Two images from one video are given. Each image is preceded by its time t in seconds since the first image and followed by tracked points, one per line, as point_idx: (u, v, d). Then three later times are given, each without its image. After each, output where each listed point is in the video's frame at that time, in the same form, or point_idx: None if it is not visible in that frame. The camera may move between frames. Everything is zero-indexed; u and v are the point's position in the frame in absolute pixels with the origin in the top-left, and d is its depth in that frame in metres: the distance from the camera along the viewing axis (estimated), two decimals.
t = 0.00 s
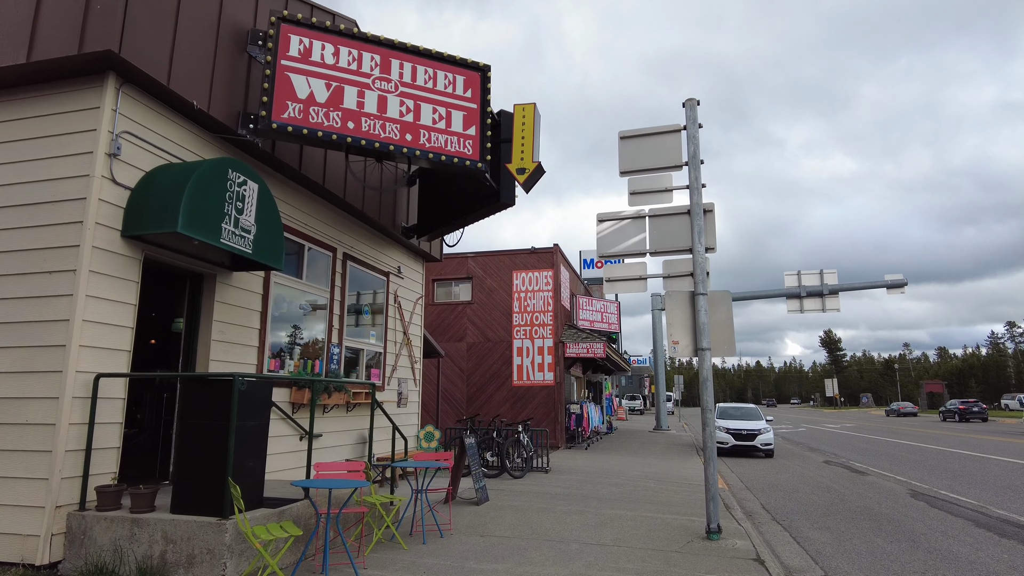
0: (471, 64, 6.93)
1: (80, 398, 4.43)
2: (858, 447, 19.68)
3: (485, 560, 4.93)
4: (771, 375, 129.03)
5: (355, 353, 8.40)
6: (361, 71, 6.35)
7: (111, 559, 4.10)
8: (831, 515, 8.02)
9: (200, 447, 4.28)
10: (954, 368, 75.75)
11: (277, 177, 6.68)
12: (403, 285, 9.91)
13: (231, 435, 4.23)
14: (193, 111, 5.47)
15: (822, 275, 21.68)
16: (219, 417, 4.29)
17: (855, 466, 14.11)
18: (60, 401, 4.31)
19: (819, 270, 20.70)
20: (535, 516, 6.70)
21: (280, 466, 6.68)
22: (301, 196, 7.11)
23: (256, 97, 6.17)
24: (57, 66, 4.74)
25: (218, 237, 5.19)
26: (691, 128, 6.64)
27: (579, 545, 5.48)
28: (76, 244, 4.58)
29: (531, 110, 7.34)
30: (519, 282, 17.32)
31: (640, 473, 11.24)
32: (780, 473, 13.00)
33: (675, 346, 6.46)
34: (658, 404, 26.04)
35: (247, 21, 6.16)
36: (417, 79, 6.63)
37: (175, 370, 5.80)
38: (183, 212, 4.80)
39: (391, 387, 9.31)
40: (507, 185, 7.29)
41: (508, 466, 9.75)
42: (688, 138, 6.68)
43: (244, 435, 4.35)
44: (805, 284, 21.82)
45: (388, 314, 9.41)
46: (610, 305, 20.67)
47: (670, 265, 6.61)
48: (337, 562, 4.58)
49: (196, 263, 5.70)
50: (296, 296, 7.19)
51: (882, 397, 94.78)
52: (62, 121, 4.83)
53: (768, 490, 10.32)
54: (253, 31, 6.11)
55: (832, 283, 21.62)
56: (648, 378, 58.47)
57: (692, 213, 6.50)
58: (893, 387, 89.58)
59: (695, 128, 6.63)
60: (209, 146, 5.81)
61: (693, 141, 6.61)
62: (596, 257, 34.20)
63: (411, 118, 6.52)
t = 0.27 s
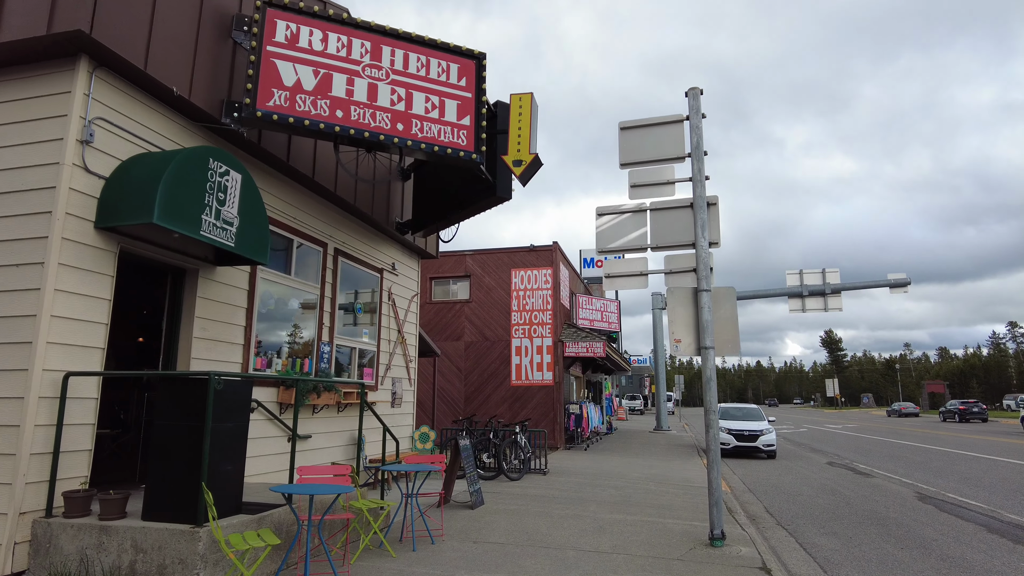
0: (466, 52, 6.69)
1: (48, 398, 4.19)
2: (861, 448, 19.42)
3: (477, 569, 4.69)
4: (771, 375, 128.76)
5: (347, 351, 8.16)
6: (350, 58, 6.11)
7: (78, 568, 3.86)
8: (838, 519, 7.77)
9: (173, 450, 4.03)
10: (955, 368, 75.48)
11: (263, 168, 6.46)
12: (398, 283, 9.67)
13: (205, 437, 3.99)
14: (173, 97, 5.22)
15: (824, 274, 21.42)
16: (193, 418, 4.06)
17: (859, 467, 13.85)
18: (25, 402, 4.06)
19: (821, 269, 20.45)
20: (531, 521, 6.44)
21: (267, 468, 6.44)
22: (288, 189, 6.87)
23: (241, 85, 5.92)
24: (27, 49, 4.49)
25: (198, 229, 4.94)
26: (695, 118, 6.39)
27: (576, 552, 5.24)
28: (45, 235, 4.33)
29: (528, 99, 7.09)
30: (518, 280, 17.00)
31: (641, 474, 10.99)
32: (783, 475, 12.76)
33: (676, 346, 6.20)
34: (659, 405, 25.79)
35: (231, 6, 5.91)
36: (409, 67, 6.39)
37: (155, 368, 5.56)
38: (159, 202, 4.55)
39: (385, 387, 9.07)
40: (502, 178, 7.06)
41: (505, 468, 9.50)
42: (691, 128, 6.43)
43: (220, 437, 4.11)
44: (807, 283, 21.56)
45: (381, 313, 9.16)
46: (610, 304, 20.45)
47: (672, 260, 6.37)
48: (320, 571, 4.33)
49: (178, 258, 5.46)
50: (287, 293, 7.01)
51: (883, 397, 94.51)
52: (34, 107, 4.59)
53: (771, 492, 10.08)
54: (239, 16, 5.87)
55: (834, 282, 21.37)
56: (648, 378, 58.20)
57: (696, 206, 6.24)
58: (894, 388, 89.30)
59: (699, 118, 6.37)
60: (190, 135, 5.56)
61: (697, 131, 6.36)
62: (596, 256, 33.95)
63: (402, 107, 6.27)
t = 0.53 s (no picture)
0: (456, 36, 6.41)
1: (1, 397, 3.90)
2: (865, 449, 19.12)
3: None
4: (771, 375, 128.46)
5: (335, 349, 7.87)
6: (334, 41, 5.82)
7: None
8: (844, 523, 7.49)
9: (135, 453, 3.74)
10: (957, 368, 75.17)
11: (243, 156, 6.18)
12: (389, 280, 9.39)
13: (169, 439, 3.69)
14: (143, 79, 4.93)
15: (826, 272, 21.13)
16: (157, 418, 3.77)
17: (863, 468, 13.56)
18: None
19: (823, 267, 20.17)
20: (525, 526, 6.16)
21: (249, 471, 6.16)
22: (270, 180, 6.61)
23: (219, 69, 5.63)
24: None
25: (168, 218, 4.65)
26: (695, 104, 6.11)
27: (571, 560, 4.96)
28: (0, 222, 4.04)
29: (521, 85, 6.76)
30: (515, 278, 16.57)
31: (640, 476, 10.70)
32: (786, 476, 12.46)
33: (676, 342, 5.92)
34: (659, 405, 25.49)
35: None
36: (397, 50, 6.11)
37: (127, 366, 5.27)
38: (126, 189, 4.26)
39: (376, 387, 8.78)
40: (494, 168, 6.78)
41: (500, 470, 9.23)
42: (692, 115, 6.16)
43: (186, 439, 3.82)
44: (809, 282, 21.28)
45: (372, 310, 8.88)
46: (609, 303, 20.21)
47: (671, 252, 6.07)
48: None
49: (150, 249, 5.17)
50: (271, 288, 6.74)
51: (883, 397, 94.20)
52: None
53: (774, 494, 9.80)
54: None
55: (836, 280, 21.09)
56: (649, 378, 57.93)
57: (696, 195, 5.96)
58: (895, 388, 88.98)
59: (699, 104, 6.10)
60: (164, 120, 5.28)
61: (697, 117, 6.08)
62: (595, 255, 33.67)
63: (389, 93, 5.99)
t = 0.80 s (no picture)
0: (447, 20, 6.14)
1: None
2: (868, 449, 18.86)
3: None
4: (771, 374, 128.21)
5: (323, 349, 7.60)
6: (318, 24, 5.55)
7: None
8: (852, 527, 7.22)
9: (94, 461, 3.46)
10: (958, 367, 74.91)
11: (225, 146, 5.92)
12: (382, 277, 9.12)
13: (131, 445, 3.41)
14: (113, 61, 4.63)
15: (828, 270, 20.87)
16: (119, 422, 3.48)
17: (868, 469, 13.31)
18: None
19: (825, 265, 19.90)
20: (521, 533, 5.89)
21: (232, 476, 5.89)
22: (253, 172, 6.34)
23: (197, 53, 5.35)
24: None
25: (139, 210, 4.36)
26: (697, 91, 5.84)
27: (569, 571, 4.68)
28: None
29: (517, 72, 6.64)
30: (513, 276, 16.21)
31: (640, 478, 10.43)
32: (789, 477, 12.19)
33: (678, 341, 5.63)
34: (660, 405, 25.22)
35: None
36: (385, 35, 5.83)
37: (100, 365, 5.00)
38: (91, 177, 3.98)
39: (368, 387, 8.50)
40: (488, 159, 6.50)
41: (496, 473, 8.97)
42: (694, 103, 5.89)
43: (154, 443, 3.55)
44: (810, 280, 21.02)
45: (364, 308, 8.61)
46: (609, 301, 19.95)
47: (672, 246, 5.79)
48: None
49: (122, 243, 4.90)
50: (256, 285, 6.46)
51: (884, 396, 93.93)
52: None
53: (778, 497, 9.54)
54: None
55: (838, 278, 20.82)
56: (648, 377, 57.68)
57: (699, 185, 5.69)
58: (896, 387, 88.73)
59: (702, 91, 5.83)
60: (137, 107, 4.99)
61: (700, 104, 5.81)
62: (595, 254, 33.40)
63: (377, 79, 5.72)
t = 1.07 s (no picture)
0: None
1: None
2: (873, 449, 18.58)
3: None
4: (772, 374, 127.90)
5: (314, 344, 7.31)
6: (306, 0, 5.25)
7: None
8: (865, 531, 6.93)
9: (52, 462, 3.16)
10: (959, 367, 74.60)
11: (209, 130, 5.64)
12: (377, 271, 8.83)
13: (91, 444, 3.11)
14: (84, 34, 4.31)
15: (832, 268, 20.58)
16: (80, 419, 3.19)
17: (874, 469, 13.03)
18: None
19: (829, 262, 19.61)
20: (519, 538, 5.60)
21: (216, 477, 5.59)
22: (239, 159, 6.07)
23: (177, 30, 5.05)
24: None
25: (109, 191, 4.06)
26: (705, 72, 5.54)
27: None
28: None
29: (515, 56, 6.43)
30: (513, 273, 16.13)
31: (643, 479, 10.14)
32: (795, 478, 11.90)
33: (685, 334, 5.33)
34: (661, 405, 24.89)
35: None
36: (376, 13, 5.54)
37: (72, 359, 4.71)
38: (54, 155, 3.68)
39: (362, 385, 8.21)
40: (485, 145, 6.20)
41: (494, 474, 8.68)
42: (702, 84, 5.59)
43: (120, 442, 3.26)
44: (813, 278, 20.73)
45: (358, 303, 8.31)
46: (610, 299, 19.69)
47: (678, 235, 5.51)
48: None
49: (95, 229, 4.63)
50: (242, 276, 6.16)
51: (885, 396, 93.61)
52: None
53: (784, 499, 9.25)
54: None
55: (841, 276, 20.53)
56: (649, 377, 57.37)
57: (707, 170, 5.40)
58: (897, 387, 88.41)
59: (711, 71, 5.53)
60: (111, 85, 4.69)
61: (708, 86, 5.51)
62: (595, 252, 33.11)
63: (368, 59, 5.43)
